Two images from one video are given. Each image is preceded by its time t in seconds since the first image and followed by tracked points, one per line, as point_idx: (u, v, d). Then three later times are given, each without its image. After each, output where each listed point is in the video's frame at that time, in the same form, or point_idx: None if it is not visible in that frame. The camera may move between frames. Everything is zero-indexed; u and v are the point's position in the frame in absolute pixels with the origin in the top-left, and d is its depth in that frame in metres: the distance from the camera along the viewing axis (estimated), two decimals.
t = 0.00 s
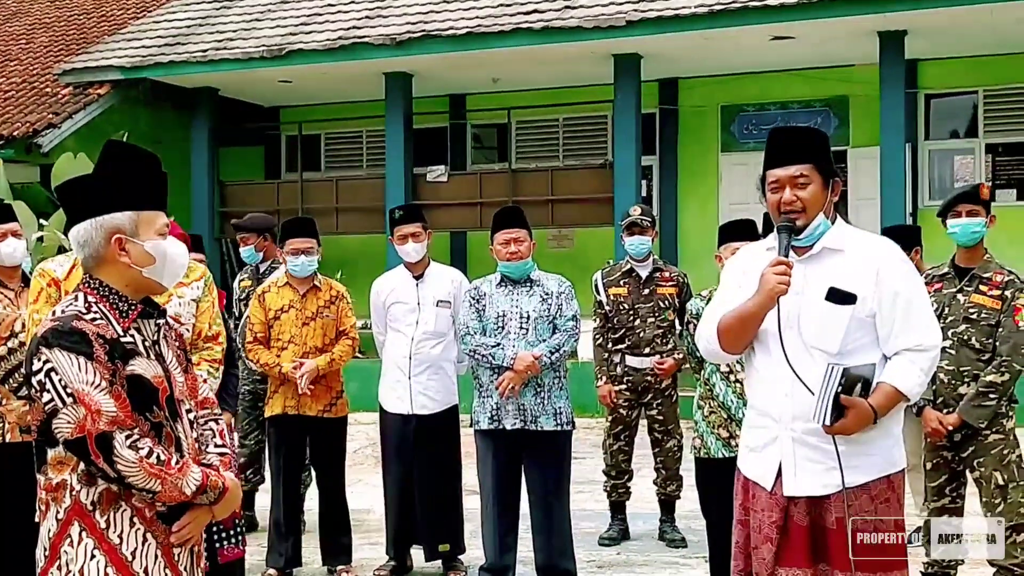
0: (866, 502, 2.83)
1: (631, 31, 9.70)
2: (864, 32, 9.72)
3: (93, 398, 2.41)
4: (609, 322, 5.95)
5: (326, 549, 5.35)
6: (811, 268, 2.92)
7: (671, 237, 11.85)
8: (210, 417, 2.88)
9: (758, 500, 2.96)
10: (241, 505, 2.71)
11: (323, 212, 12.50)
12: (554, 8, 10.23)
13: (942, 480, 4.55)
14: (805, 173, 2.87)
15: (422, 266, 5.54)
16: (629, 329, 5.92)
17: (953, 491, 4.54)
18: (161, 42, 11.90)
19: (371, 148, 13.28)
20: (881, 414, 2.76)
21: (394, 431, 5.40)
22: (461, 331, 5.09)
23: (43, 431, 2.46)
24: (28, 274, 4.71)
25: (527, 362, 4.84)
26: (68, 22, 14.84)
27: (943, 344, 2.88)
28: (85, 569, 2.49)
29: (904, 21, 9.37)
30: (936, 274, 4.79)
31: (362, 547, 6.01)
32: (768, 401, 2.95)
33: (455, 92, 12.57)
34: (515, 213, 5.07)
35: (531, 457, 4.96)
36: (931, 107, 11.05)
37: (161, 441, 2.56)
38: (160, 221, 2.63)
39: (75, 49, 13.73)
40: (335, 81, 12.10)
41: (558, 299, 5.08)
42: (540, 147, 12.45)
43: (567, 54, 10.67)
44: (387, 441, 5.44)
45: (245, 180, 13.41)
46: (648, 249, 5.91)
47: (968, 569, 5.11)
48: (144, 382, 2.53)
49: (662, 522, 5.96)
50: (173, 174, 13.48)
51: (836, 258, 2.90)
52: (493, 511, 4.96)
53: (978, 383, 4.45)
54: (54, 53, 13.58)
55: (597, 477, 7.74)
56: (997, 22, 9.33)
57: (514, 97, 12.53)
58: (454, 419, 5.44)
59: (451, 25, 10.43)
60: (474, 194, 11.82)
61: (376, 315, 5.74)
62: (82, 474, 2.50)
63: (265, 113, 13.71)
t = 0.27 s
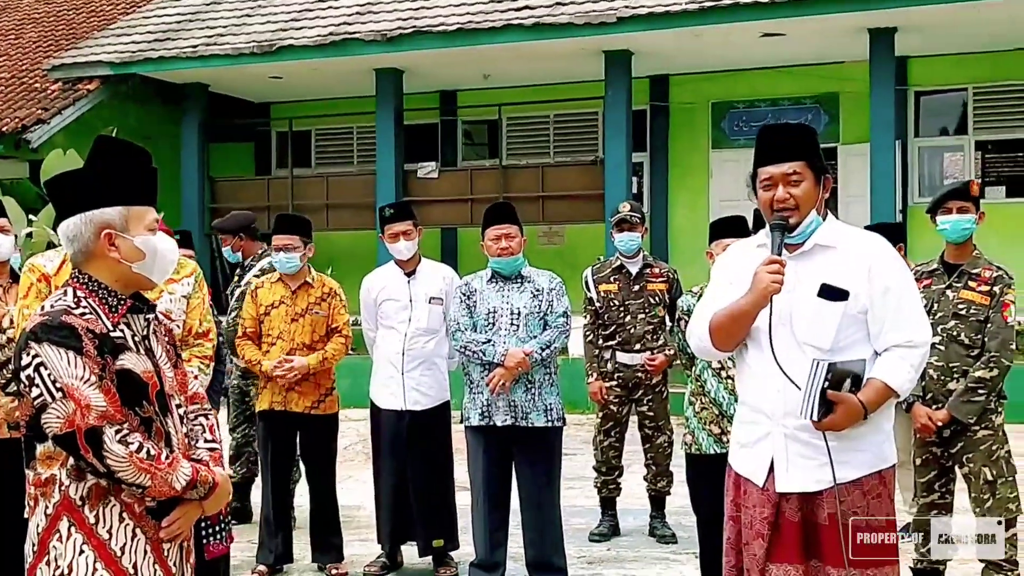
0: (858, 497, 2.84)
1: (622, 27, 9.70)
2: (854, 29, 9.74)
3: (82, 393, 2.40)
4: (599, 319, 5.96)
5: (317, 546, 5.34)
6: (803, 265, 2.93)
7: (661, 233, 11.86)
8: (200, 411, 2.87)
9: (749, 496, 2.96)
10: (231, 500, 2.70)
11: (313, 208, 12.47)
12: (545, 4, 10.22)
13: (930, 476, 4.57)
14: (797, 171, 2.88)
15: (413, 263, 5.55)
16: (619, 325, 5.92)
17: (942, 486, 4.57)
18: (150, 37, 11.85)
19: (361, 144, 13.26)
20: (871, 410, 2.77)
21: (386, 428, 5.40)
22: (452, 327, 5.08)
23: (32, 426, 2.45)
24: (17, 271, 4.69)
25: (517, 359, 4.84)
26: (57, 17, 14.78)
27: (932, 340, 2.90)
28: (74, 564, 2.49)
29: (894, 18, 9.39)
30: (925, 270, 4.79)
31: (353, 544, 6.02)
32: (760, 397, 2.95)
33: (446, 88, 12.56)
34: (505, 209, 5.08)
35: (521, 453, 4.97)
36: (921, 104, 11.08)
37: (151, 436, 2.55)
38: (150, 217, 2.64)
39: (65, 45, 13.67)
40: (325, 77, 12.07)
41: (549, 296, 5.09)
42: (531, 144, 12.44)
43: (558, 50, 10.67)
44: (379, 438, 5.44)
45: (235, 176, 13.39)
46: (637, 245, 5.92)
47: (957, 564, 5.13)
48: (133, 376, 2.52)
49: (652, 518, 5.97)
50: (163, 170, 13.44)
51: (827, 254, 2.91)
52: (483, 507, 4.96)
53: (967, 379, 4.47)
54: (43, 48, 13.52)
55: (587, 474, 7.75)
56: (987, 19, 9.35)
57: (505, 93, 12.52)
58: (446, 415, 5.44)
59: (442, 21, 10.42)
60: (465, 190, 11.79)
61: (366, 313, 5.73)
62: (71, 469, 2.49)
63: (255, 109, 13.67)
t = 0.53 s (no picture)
0: (849, 494, 2.84)
1: (610, 24, 9.69)
2: (842, 26, 9.75)
3: (69, 388, 2.38)
4: (587, 316, 5.96)
5: (304, 543, 5.34)
6: (793, 263, 2.92)
7: (649, 230, 11.87)
8: (187, 408, 2.86)
9: (739, 493, 2.96)
10: (218, 496, 2.68)
11: (301, 205, 12.42)
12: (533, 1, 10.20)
13: (917, 472, 4.58)
14: (789, 169, 2.87)
15: (401, 260, 5.53)
16: (607, 323, 5.93)
17: (928, 483, 4.58)
18: (137, 33, 11.79)
19: (349, 140, 13.23)
20: (859, 408, 2.77)
21: (372, 425, 5.38)
22: (440, 324, 5.07)
23: (17, 422, 2.43)
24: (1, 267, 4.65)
25: (506, 356, 4.83)
26: (43, 12, 14.69)
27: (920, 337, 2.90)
28: (60, 561, 2.47)
29: (882, 16, 9.40)
30: (913, 267, 4.81)
31: (340, 540, 6.00)
32: (750, 394, 2.95)
33: (434, 85, 12.53)
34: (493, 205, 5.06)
35: (510, 449, 4.96)
36: (909, 102, 11.10)
37: (137, 432, 2.54)
38: (136, 213, 2.62)
39: (51, 41, 13.59)
40: (313, 73, 12.03)
41: (537, 293, 5.08)
42: (519, 140, 12.43)
43: (546, 47, 10.66)
44: (366, 435, 5.42)
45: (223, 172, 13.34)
46: (625, 242, 5.91)
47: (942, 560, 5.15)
48: (120, 372, 2.51)
49: (640, 515, 5.97)
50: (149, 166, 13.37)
51: (817, 252, 2.90)
52: (471, 504, 4.95)
53: (955, 376, 4.48)
54: (29, 44, 13.44)
55: (575, 470, 7.75)
56: (974, 17, 9.37)
57: (494, 90, 12.51)
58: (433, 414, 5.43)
59: (430, 18, 10.39)
60: (453, 187, 11.78)
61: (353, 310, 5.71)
62: (58, 465, 2.47)
63: (243, 105, 13.62)
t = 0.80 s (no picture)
0: (834, 490, 2.85)
1: (595, 22, 9.69)
2: (825, 25, 9.79)
3: (50, 386, 2.36)
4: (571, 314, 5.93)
5: (288, 540, 5.33)
6: (779, 259, 2.93)
7: (633, 228, 11.89)
8: (169, 405, 2.84)
9: (726, 490, 2.96)
10: (202, 495, 2.67)
11: (284, 202, 12.37)
12: None
13: (900, 469, 4.62)
14: (776, 164, 2.88)
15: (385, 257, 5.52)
16: (591, 320, 5.91)
17: (911, 479, 4.61)
18: (119, 29, 11.71)
19: (333, 137, 13.19)
20: (844, 403, 2.78)
21: (355, 422, 5.37)
22: (424, 322, 5.06)
23: None
24: None
25: (490, 354, 4.82)
26: (24, 8, 14.58)
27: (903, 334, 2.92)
28: (42, 559, 2.45)
29: (864, 15, 9.44)
30: (897, 265, 4.83)
31: (324, 538, 5.99)
32: (737, 391, 2.95)
33: (418, 82, 12.51)
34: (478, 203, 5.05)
35: (494, 447, 4.96)
36: (891, 100, 11.15)
37: (120, 430, 2.53)
38: (120, 210, 2.60)
39: (32, 37, 13.49)
40: (297, 70, 11.98)
41: (521, 291, 5.07)
42: (503, 138, 12.43)
43: (530, 45, 10.65)
44: (349, 432, 5.40)
45: (205, 169, 13.28)
46: (607, 240, 5.92)
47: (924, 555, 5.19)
48: (103, 370, 2.49)
49: (623, 512, 5.98)
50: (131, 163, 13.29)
51: (802, 248, 2.91)
52: (455, 502, 4.95)
53: (938, 374, 4.51)
54: (9, 40, 13.34)
55: (559, 467, 7.76)
56: (956, 16, 9.42)
57: (478, 87, 12.50)
58: (416, 412, 5.43)
59: (414, 15, 10.37)
60: (437, 184, 11.76)
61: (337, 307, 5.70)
62: (40, 463, 2.45)
63: (226, 102, 13.56)
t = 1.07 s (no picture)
0: (824, 491, 2.86)
1: (586, 24, 9.70)
2: (816, 28, 9.81)
3: (42, 390, 2.35)
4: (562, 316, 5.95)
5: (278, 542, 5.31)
6: (772, 259, 2.94)
7: (624, 230, 11.90)
8: (161, 408, 2.83)
9: (718, 491, 2.97)
10: (193, 497, 2.68)
11: (274, 203, 12.34)
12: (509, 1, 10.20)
13: (891, 470, 4.61)
14: (770, 162, 2.89)
15: (376, 259, 5.51)
16: (582, 322, 5.92)
17: (902, 481, 4.61)
18: (109, 30, 11.68)
19: (323, 139, 13.18)
20: (837, 401, 2.79)
21: (345, 424, 5.37)
22: (416, 324, 5.05)
23: None
24: None
25: (481, 356, 4.82)
26: (14, 9, 14.53)
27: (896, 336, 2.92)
28: (34, 564, 2.43)
29: (855, 17, 9.46)
30: (887, 267, 4.83)
31: (314, 541, 5.98)
32: (729, 391, 2.96)
33: (409, 84, 12.52)
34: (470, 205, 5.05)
35: (485, 449, 4.96)
36: (881, 103, 11.19)
37: (111, 433, 2.52)
38: (98, 211, 2.56)
39: (21, 38, 13.45)
40: (288, 71, 11.96)
41: (513, 293, 5.07)
42: (493, 140, 12.43)
43: (521, 47, 10.66)
44: (340, 433, 5.40)
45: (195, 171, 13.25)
46: (596, 242, 5.89)
47: (914, 556, 5.20)
48: (94, 374, 2.49)
49: (614, 513, 5.99)
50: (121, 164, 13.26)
51: (795, 249, 2.93)
52: (446, 503, 4.95)
53: (928, 375, 4.53)
54: None
55: (551, 469, 7.76)
56: (945, 18, 9.46)
57: (469, 89, 12.50)
58: (406, 414, 5.41)
59: (406, 16, 10.37)
60: (428, 186, 11.74)
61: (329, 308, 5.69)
62: (31, 466, 2.43)
63: (216, 103, 13.54)
